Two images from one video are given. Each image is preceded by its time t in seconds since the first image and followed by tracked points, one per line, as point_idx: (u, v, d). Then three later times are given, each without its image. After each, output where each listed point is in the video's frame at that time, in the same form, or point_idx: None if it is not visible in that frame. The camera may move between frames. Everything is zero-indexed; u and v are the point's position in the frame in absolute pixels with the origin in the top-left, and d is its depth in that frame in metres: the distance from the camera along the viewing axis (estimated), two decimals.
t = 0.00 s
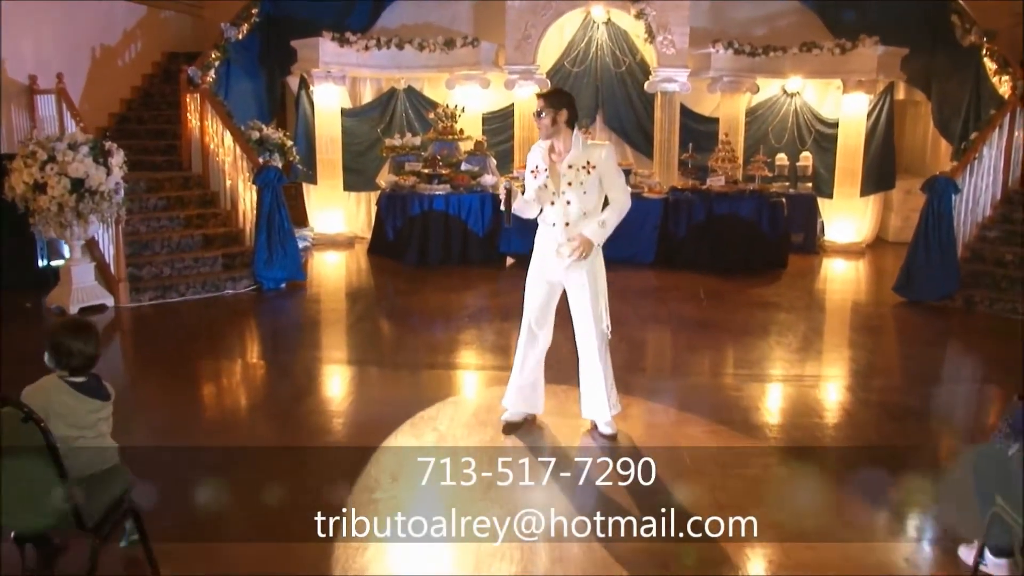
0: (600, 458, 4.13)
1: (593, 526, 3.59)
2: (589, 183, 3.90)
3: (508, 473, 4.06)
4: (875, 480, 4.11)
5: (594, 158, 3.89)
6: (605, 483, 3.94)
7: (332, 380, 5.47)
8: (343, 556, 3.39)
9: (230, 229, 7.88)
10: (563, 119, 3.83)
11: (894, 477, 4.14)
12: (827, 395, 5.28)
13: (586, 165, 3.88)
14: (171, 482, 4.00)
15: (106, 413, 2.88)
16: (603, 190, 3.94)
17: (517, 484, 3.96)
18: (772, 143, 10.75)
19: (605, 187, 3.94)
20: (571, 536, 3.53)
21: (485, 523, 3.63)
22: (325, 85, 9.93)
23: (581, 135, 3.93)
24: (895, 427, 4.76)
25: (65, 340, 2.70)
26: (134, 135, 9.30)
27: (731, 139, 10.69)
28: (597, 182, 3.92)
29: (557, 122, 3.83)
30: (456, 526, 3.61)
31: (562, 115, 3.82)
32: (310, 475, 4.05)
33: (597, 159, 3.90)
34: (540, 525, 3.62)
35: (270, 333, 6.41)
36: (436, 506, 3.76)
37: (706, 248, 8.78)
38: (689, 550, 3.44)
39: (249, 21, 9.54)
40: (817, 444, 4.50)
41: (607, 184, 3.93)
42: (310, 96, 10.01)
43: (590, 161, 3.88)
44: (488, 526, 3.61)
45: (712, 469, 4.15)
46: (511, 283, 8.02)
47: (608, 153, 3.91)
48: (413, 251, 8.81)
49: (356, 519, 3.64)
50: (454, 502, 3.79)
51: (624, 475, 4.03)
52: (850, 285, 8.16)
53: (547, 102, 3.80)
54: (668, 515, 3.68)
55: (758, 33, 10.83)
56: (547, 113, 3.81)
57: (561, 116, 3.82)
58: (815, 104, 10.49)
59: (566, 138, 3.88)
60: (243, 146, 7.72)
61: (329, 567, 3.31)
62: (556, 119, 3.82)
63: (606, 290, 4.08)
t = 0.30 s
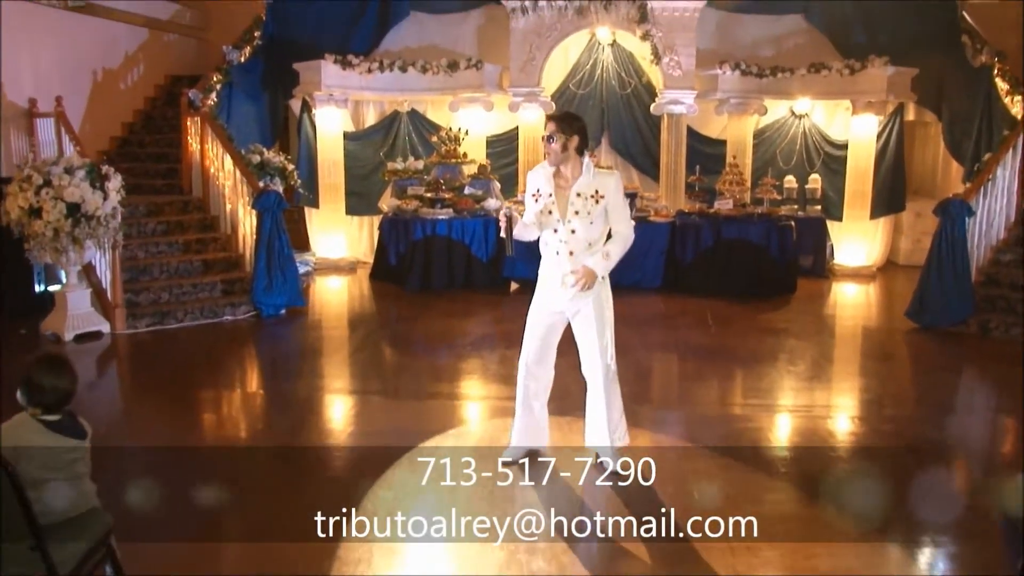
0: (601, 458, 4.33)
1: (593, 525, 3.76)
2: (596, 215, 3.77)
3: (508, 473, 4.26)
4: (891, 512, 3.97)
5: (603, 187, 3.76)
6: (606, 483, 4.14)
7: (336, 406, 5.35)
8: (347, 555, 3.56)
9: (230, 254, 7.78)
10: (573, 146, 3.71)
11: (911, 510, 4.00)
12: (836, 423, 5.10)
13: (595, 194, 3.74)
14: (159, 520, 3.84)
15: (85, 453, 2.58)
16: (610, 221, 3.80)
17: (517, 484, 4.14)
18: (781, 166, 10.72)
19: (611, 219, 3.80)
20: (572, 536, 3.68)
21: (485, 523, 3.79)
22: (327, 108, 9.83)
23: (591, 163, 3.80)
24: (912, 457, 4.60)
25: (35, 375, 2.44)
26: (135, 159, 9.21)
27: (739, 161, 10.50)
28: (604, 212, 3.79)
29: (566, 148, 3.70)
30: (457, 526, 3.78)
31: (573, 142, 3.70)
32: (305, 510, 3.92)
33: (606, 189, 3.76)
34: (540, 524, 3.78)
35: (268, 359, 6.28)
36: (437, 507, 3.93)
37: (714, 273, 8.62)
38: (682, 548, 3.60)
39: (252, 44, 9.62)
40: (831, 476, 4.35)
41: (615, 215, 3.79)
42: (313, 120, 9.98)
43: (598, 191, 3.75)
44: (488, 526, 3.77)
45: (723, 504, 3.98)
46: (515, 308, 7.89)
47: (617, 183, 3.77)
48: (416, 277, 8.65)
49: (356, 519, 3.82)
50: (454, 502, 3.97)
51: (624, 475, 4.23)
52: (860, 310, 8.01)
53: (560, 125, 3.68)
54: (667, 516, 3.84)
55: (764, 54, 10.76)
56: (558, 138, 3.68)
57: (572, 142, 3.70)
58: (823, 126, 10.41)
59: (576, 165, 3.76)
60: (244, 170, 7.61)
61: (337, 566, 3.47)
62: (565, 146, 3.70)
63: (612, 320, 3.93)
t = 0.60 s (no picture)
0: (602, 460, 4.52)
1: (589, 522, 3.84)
2: (586, 226, 3.66)
3: (509, 473, 4.21)
4: (895, 532, 3.86)
5: (592, 198, 3.65)
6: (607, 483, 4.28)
7: (329, 423, 5.25)
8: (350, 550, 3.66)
9: (221, 269, 7.67)
10: (556, 156, 3.60)
11: (915, 530, 3.89)
12: (837, 441, 4.97)
13: (584, 205, 3.65)
14: (140, 546, 3.72)
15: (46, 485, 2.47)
16: (601, 232, 3.68)
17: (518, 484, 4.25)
18: (779, 178, 10.62)
19: (603, 229, 3.67)
20: (572, 535, 3.75)
21: (485, 523, 3.85)
22: (320, 121, 9.71)
23: (577, 172, 3.68)
24: (916, 476, 4.48)
25: None
26: (127, 172, 9.13)
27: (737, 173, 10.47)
28: (595, 224, 3.67)
29: (551, 159, 3.60)
30: (456, 527, 3.84)
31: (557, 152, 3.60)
32: (290, 533, 3.81)
33: (595, 199, 3.65)
34: (538, 523, 3.85)
35: (258, 376, 6.16)
36: (437, 508, 4.01)
37: (713, 286, 8.51)
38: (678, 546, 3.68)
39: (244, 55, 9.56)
40: (832, 494, 4.24)
41: (605, 226, 3.67)
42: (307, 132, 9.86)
43: (587, 202, 3.64)
44: (488, 526, 3.83)
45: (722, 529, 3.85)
46: (511, 323, 7.78)
47: (608, 193, 3.64)
48: (410, 291, 8.54)
49: (356, 519, 3.91)
50: (454, 504, 4.04)
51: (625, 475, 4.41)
52: (862, 324, 7.90)
53: (542, 138, 3.59)
54: (668, 516, 3.93)
55: (763, 65, 10.69)
56: (541, 149, 3.59)
57: (556, 151, 3.60)
58: (823, 137, 10.32)
59: (562, 176, 3.64)
60: (235, 183, 7.52)
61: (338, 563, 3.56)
62: (550, 156, 3.60)
63: (606, 339, 3.81)
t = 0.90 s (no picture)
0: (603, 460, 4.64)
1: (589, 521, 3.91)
2: (570, 236, 3.56)
3: (509, 473, 4.04)
4: (882, 549, 3.78)
5: (578, 209, 3.54)
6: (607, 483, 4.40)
7: (309, 436, 5.12)
8: (352, 548, 3.76)
9: (197, 279, 7.53)
10: (547, 163, 3.49)
11: (905, 547, 3.80)
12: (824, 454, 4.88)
13: (569, 215, 3.53)
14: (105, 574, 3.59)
15: None
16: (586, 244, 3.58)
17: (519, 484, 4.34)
18: (764, 186, 10.53)
19: (587, 242, 3.59)
20: (570, 535, 3.81)
21: (485, 523, 3.91)
22: (300, 128, 9.65)
23: (563, 181, 3.57)
24: (905, 491, 4.39)
25: None
26: (103, 180, 8.97)
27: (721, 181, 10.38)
28: (579, 235, 3.58)
29: (539, 165, 3.48)
30: (456, 527, 3.90)
31: (546, 158, 3.48)
32: (261, 558, 3.68)
33: (580, 210, 3.55)
34: (537, 523, 3.91)
35: (235, 388, 6.03)
36: (437, 509, 4.09)
37: (699, 295, 8.42)
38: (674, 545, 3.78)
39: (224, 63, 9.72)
40: (819, 509, 4.15)
41: (589, 237, 3.58)
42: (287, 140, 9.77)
43: (572, 212, 3.53)
44: (488, 526, 3.88)
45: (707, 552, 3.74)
46: (494, 333, 7.67)
47: (593, 203, 3.56)
48: (390, 300, 8.49)
49: (356, 520, 4.01)
50: (453, 504, 4.12)
51: (625, 475, 4.53)
52: (848, 333, 7.85)
53: (536, 142, 3.47)
54: (667, 516, 4.03)
55: (748, 73, 10.64)
56: (531, 154, 3.46)
57: (546, 158, 3.48)
58: (807, 146, 10.27)
59: (549, 184, 3.54)
60: (211, 191, 7.39)
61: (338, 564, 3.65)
62: (539, 162, 3.47)
63: (588, 353, 3.71)
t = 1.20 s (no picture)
0: (602, 459, 4.59)
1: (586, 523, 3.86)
2: (555, 240, 3.44)
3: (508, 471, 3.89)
4: (876, 554, 3.69)
5: (565, 213, 3.43)
6: (606, 483, 4.36)
7: (293, 439, 5.00)
8: (343, 548, 3.67)
9: (178, 280, 7.44)
10: (535, 163, 3.42)
11: (898, 550, 3.72)
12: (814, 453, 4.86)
13: (554, 219, 3.42)
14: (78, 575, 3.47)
15: None
16: (572, 250, 3.47)
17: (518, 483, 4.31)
18: (753, 185, 10.50)
19: (572, 247, 3.46)
20: (570, 535, 3.76)
21: (485, 524, 3.85)
22: (284, 127, 9.51)
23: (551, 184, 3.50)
24: (898, 492, 4.33)
25: None
26: (83, 180, 8.82)
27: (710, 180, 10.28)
28: (565, 240, 3.46)
29: (525, 165, 3.39)
30: (456, 528, 3.83)
31: (534, 158, 3.40)
32: (237, 565, 3.55)
33: (567, 214, 3.44)
34: (535, 522, 3.88)
35: (217, 390, 5.91)
36: (435, 509, 4.02)
37: (688, 296, 8.33)
38: (670, 548, 3.71)
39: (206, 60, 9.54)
40: (812, 511, 4.09)
41: (575, 243, 3.46)
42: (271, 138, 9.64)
43: (558, 216, 3.43)
44: (488, 527, 3.82)
45: (697, 564, 3.59)
46: (482, 335, 7.58)
47: (580, 207, 3.44)
48: (376, 302, 8.34)
49: (357, 520, 3.91)
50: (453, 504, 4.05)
51: (625, 475, 4.47)
52: (838, 334, 7.79)
53: (524, 141, 3.39)
54: (668, 516, 3.99)
55: (737, 71, 10.54)
56: (517, 155, 3.38)
57: (533, 158, 3.41)
58: (796, 145, 10.24)
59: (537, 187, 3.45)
60: (192, 191, 7.30)
61: (333, 561, 3.56)
62: (524, 162, 3.38)
63: (576, 359, 3.60)
